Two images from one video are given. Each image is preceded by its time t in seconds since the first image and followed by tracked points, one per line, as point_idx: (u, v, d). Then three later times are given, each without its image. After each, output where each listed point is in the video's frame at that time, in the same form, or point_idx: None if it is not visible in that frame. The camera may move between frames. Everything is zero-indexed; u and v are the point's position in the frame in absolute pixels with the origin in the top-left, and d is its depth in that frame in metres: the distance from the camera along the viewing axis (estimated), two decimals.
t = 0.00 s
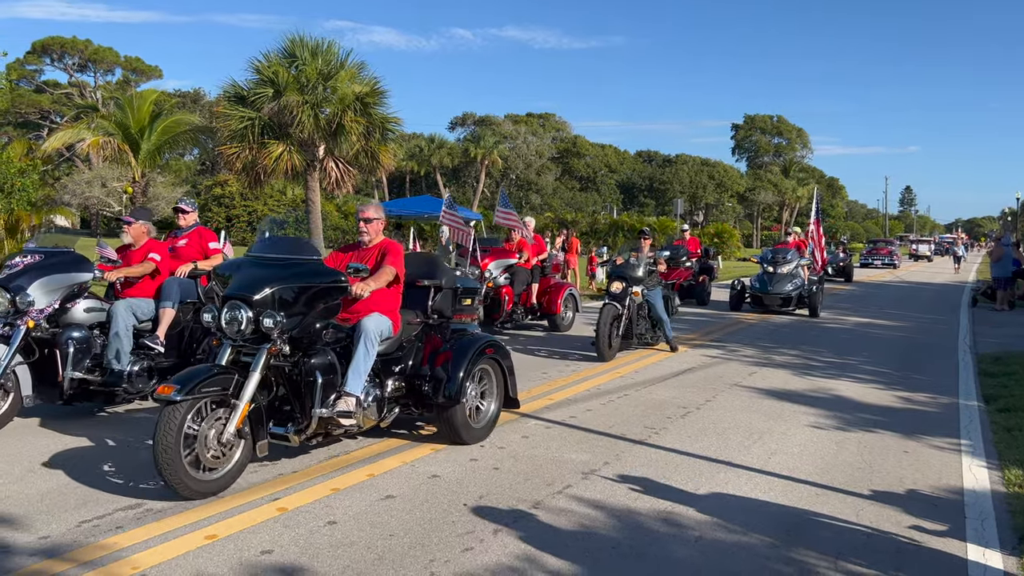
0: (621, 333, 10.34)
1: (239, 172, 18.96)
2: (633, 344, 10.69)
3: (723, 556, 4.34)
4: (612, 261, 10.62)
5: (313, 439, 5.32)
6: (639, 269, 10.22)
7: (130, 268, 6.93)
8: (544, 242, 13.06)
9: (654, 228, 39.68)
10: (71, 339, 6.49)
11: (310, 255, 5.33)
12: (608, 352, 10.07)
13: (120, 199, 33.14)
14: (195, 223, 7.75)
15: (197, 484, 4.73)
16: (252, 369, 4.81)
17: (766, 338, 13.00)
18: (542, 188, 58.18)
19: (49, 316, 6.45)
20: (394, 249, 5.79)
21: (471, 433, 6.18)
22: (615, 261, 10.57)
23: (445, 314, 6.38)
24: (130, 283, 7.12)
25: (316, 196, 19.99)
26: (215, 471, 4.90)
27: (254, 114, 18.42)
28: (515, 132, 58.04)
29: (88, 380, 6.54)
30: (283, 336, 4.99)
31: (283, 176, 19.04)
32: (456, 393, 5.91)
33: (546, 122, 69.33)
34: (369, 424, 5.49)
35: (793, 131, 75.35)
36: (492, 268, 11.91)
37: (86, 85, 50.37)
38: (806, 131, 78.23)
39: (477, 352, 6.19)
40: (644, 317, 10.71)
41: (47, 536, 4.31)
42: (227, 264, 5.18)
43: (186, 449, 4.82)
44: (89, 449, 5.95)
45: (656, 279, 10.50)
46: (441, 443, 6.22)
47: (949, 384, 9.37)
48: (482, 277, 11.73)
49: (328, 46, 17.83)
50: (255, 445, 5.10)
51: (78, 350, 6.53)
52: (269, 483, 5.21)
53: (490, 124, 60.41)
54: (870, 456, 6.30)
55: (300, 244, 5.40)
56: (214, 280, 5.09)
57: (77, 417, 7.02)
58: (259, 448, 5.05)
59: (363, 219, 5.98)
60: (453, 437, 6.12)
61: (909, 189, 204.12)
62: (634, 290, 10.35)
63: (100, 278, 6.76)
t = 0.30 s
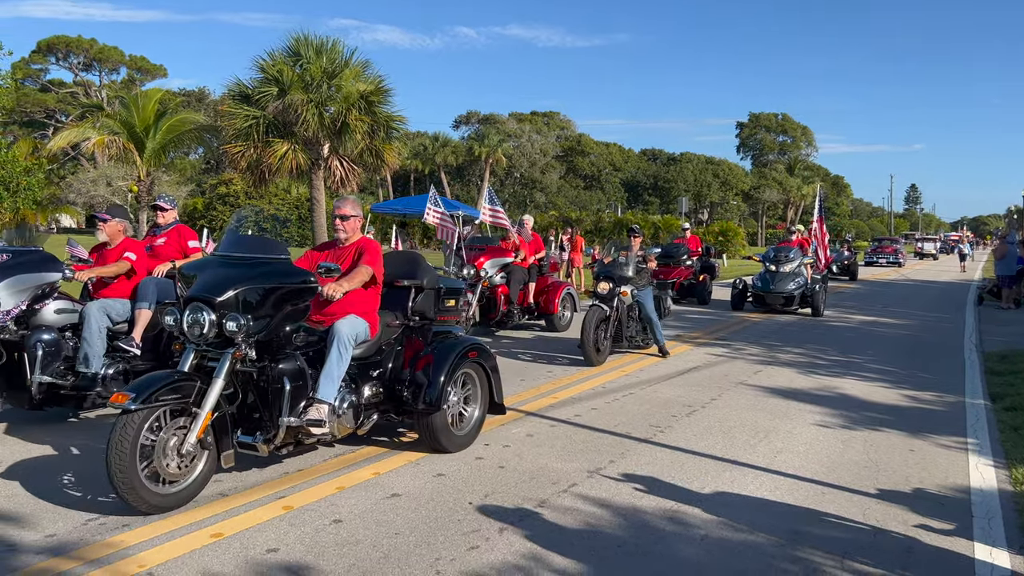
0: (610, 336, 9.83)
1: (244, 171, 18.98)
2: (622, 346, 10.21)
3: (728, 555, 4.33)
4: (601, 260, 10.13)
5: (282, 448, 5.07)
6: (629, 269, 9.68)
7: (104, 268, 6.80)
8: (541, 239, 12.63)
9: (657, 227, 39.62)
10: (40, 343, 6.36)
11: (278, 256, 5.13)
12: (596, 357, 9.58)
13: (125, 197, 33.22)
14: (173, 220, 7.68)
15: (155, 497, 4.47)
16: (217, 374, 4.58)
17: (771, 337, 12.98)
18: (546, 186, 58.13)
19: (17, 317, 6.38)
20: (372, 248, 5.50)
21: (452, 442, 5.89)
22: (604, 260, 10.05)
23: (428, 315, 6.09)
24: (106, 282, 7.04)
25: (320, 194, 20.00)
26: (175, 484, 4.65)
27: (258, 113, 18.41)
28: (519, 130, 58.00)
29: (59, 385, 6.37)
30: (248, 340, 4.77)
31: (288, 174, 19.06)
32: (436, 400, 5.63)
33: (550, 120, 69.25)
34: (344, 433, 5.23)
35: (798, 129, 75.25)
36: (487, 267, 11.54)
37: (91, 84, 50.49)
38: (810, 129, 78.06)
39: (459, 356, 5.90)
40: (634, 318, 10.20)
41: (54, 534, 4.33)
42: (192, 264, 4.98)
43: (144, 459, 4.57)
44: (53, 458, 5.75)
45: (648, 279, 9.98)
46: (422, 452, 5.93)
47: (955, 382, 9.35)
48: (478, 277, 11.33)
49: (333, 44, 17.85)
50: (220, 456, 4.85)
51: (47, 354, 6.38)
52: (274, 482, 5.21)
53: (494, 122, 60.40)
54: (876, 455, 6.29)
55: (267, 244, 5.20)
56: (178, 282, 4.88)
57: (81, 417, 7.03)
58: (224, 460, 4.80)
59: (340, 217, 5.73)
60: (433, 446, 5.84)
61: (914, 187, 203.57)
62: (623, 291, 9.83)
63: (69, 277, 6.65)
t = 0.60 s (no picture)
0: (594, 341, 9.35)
1: (247, 171, 19.03)
2: (609, 351, 9.72)
3: (733, 555, 4.33)
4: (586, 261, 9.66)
5: (245, 462, 4.78)
6: (613, 270, 9.18)
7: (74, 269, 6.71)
8: (535, 239, 12.55)
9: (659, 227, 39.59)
10: (5, 347, 6.26)
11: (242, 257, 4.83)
12: (576, 363, 9.09)
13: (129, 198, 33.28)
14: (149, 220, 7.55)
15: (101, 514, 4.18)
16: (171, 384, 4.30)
17: (775, 337, 12.95)
18: (549, 186, 58.08)
19: None
20: (343, 249, 5.37)
21: (430, 453, 5.64)
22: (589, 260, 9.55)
23: (405, 318, 5.76)
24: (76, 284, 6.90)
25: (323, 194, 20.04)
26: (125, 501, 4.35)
27: (262, 113, 18.42)
28: (522, 130, 57.96)
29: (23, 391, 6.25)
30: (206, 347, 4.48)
31: (291, 174, 19.08)
32: (412, 408, 5.39)
33: (553, 119, 69.20)
34: (313, 444, 5.00)
35: (801, 129, 75.20)
36: (482, 268, 11.16)
37: (95, 85, 50.58)
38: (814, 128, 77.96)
39: (437, 362, 5.66)
40: (622, 321, 9.70)
41: (59, 534, 4.34)
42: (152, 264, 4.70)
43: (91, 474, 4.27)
44: (7, 472, 5.49)
45: (633, 280, 9.43)
46: (397, 463, 5.68)
47: (959, 382, 9.32)
48: (472, 278, 11.07)
49: (336, 43, 17.88)
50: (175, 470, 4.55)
51: (11, 359, 6.28)
52: (278, 481, 5.23)
53: (497, 122, 60.39)
54: (880, 455, 6.28)
55: (232, 244, 4.90)
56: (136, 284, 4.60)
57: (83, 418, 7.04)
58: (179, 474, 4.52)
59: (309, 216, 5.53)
60: (409, 457, 5.58)
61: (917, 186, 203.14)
62: (606, 292, 9.33)
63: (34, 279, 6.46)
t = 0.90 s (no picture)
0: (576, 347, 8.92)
1: (249, 172, 19.04)
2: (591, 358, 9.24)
3: (735, 556, 4.33)
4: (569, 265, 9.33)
5: (199, 478, 4.47)
6: (595, 272, 8.84)
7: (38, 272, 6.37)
8: (529, 240, 12.21)
9: (660, 228, 39.60)
10: None
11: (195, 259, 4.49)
12: (555, 369, 8.66)
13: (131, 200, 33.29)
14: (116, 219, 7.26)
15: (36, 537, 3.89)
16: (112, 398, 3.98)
17: (777, 337, 12.94)
18: (550, 187, 58.10)
19: None
20: (308, 251, 4.93)
21: (400, 467, 5.31)
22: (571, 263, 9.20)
23: (375, 324, 5.43)
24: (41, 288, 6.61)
25: (325, 196, 20.06)
26: (65, 523, 4.05)
27: (263, 115, 18.42)
28: (524, 130, 57.97)
29: None
30: (152, 357, 4.17)
31: (292, 176, 19.09)
32: (381, 420, 5.04)
33: (554, 120, 69.16)
34: (276, 459, 4.69)
35: (802, 129, 75.18)
36: (472, 269, 11.10)
37: (97, 86, 50.66)
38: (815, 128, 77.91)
39: (408, 370, 5.31)
40: (604, 327, 9.27)
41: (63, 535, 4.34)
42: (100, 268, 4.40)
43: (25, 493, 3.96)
44: None
45: (618, 283, 9.14)
46: (366, 478, 5.36)
47: (961, 382, 9.32)
48: (462, 279, 11.02)
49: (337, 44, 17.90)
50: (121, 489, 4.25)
51: None
52: (280, 483, 5.22)
53: (499, 123, 60.41)
54: (882, 455, 6.28)
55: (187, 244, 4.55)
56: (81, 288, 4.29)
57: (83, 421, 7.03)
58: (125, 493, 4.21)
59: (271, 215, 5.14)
60: (379, 472, 5.27)
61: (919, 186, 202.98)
62: (588, 295, 8.92)
63: None
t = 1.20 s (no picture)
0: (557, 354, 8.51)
1: (249, 174, 19.05)
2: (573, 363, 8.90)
3: (735, 557, 4.33)
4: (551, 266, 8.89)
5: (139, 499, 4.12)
6: (578, 276, 8.41)
7: None
8: (520, 241, 11.99)
9: (660, 228, 39.61)
10: None
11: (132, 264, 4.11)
12: (534, 377, 8.22)
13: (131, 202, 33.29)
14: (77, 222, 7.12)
15: None
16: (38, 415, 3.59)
17: (777, 338, 12.94)
18: (550, 188, 58.10)
19: None
20: (263, 254, 4.64)
21: (363, 484, 4.99)
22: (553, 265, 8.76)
23: (338, 331, 5.09)
24: None
25: (325, 198, 20.08)
26: None
27: (263, 117, 18.44)
28: (524, 132, 58.01)
29: None
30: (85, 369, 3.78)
31: (293, 177, 19.09)
32: (341, 435, 4.71)
33: (554, 121, 69.14)
34: (228, 477, 4.38)
35: (802, 129, 75.21)
36: (462, 271, 10.90)
37: (97, 89, 50.70)
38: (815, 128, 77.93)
39: (374, 380, 4.98)
40: (588, 333, 8.89)
41: (64, 538, 4.33)
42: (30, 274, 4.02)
43: None
44: None
45: (604, 287, 8.81)
46: (327, 496, 5.03)
47: (962, 382, 9.32)
48: (452, 281, 10.84)
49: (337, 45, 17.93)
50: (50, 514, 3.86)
51: None
52: (278, 486, 5.22)
53: (499, 124, 60.45)
54: (883, 456, 6.28)
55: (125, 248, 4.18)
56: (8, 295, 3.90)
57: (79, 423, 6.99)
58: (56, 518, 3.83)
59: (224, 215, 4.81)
60: (340, 490, 4.94)
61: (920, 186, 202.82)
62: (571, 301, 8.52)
63: None
